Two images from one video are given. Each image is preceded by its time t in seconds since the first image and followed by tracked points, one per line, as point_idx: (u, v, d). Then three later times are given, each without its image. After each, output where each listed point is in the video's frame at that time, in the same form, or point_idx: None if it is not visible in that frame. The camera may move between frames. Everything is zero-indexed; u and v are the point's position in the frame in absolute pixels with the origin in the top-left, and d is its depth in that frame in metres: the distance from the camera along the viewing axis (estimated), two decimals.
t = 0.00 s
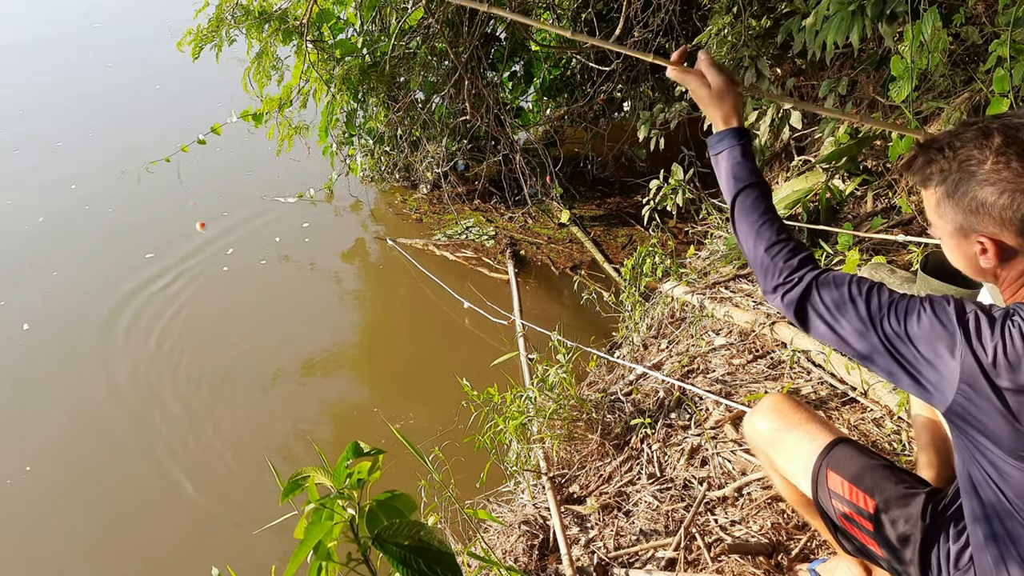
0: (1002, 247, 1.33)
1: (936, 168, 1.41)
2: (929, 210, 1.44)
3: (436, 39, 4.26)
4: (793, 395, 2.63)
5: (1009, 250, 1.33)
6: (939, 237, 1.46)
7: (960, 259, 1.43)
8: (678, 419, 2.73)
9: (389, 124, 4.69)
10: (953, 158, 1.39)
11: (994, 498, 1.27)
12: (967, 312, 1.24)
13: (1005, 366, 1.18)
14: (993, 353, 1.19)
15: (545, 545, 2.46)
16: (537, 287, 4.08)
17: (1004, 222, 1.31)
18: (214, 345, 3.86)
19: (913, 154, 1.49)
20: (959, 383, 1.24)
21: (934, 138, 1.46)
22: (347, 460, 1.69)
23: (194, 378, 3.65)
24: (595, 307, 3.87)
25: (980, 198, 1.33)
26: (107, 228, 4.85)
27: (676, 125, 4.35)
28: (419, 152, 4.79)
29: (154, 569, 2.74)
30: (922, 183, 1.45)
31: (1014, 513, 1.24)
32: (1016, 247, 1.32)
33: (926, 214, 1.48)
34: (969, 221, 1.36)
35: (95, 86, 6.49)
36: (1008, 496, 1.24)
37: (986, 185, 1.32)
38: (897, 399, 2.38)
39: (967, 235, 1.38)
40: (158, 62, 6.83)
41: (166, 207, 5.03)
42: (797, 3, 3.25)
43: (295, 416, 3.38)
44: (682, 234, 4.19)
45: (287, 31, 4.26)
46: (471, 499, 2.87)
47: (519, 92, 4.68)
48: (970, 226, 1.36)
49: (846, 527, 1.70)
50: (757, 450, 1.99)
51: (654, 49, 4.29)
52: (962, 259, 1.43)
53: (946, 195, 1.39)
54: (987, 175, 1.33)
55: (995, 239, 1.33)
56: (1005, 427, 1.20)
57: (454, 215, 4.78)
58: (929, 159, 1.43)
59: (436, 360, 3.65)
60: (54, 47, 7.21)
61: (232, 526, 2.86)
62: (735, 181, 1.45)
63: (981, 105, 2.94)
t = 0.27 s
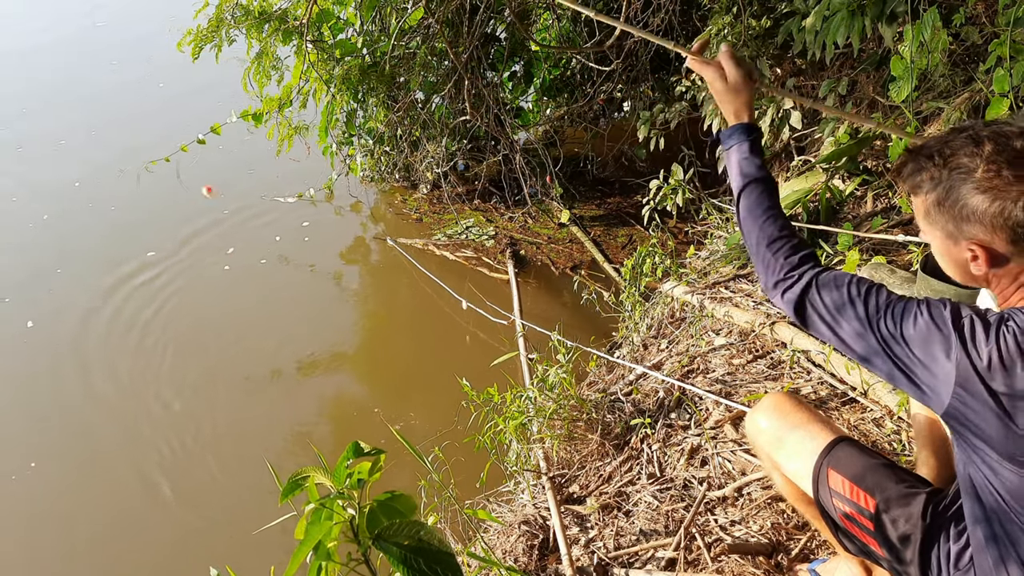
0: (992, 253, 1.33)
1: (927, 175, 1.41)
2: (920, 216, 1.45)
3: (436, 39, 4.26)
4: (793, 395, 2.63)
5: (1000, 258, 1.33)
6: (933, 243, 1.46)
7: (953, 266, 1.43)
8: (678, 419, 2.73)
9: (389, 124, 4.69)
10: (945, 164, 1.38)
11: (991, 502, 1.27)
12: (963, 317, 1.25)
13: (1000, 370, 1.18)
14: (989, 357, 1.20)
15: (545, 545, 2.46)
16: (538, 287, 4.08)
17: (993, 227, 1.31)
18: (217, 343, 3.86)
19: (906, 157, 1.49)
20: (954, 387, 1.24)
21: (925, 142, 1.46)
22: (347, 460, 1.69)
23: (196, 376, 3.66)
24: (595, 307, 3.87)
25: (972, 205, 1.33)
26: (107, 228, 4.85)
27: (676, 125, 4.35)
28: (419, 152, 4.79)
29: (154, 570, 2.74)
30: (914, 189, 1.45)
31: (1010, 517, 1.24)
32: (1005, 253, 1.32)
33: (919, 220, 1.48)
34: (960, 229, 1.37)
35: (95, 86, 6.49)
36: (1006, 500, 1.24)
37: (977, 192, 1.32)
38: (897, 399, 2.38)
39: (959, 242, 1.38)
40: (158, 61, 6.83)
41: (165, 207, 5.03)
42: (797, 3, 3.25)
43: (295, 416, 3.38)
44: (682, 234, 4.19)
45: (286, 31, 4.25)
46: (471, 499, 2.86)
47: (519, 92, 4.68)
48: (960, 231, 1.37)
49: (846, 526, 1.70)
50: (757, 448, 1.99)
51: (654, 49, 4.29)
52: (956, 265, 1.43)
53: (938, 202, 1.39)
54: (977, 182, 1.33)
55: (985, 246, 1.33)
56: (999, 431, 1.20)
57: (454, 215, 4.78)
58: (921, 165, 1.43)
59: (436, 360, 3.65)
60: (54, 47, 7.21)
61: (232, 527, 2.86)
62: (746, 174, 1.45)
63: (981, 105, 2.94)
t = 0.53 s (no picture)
0: (973, 252, 1.34)
1: (910, 174, 1.41)
2: (905, 215, 1.45)
3: (436, 38, 4.26)
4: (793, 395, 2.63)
5: (982, 256, 1.33)
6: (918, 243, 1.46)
7: (940, 265, 1.43)
8: (678, 419, 2.73)
9: (389, 124, 4.69)
10: (926, 164, 1.38)
11: (989, 502, 1.27)
12: (949, 316, 1.25)
13: (987, 367, 1.18)
14: (975, 355, 1.20)
15: (545, 545, 2.46)
16: (538, 287, 4.08)
17: (976, 227, 1.31)
18: (218, 343, 3.87)
19: (891, 157, 1.49)
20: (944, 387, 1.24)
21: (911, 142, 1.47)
22: (348, 460, 1.69)
23: (197, 375, 3.66)
24: (595, 307, 3.87)
25: (953, 204, 1.33)
26: (106, 228, 4.84)
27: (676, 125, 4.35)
28: (419, 152, 4.79)
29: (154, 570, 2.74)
30: (899, 185, 1.45)
31: (1009, 514, 1.24)
32: (988, 252, 1.32)
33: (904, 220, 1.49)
34: (941, 228, 1.37)
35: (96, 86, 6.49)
36: (1002, 499, 1.24)
37: (957, 191, 1.32)
38: (896, 399, 2.38)
39: (941, 241, 1.38)
40: (158, 61, 6.83)
41: (165, 207, 5.03)
42: (798, 3, 3.25)
43: (294, 417, 3.38)
44: (682, 234, 4.19)
45: (287, 30, 4.26)
46: (471, 499, 2.86)
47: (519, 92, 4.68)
48: (942, 232, 1.37)
49: (846, 527, 1.70)
50: (758, 448, 1.99)
51: (654, 49, 4.29)
52: (941, 263, 1.43)
53: (919, 202, 1.39)
54: (957, 181, 1.33)
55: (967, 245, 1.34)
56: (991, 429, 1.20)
57: (454, 215, 4.78)
58: (905, 165, 1.43)
59: (436, 360, 3.65)
60: (55, 47, 7.21)
61: (231, 527, 2.87)
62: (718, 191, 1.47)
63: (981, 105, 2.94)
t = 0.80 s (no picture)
0: (958, 245, 1.33)
1: (894, 168, 1.41)
2: (890, 209, 1.45)
3: (436, 38, 4.26)
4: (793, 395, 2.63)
5: (966, 249, 1.33)
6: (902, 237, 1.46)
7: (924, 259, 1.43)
8: (678, 419, 2.73)
9: (389, 124, 4.69)
10: (910, 158, 1.38)
11: (983, 499, 1.27)
12: (943, 309, 1.25)
13: (979, 360, 1.19)
14: (968, 349, 1.20)
15: (545, 545, 2.46)
16: (538, 287, 4.08)
17: (961, 221, 1.31)
18: (220, 342, 3.87)
19: (876, 154, 1.50)
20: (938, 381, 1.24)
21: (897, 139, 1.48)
22: (348, 460, 1.69)
23: (196, 374, 3.66)
24: (595, 307, 3.87)
25: (936, 198, 1.33)
26: (107, 228, 4.85)
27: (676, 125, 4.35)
28: (419, 152, 4.79)
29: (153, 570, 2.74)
30: (882, 180, 1.45)
31: (1002, 510, 1.24)
32: (973, 246, 1.32)
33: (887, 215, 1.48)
34: (926, 222, 1.37)
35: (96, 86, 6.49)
36: (995, 495, 1.24)
37: (940, 184, 1.33)
38: (896, 399, 2.38)
39: (925, 235, 1.38)
40: (159, 61, 6.82)
41: (165, 207, 5.03)
42: (798, 3, 3.25)
43: (293, 416, 3.38)
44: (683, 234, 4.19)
45: (287, 31, 4.26)
46: (471, 499, 2.87)
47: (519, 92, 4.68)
48: (927, 226, 1.37)
49: (845, 521, 1.70)
50: (759, 443, 1.98)
51: (654, 49, 4.29)
52: (926, 258, 1.42)
53: (904, 196, 1.39)
54: (941, 175, 1.33)
55: (952, 238, 1.33)
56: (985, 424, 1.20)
57: (454, 215, 4.78)
58: (889, 159, 1.43)
59: (437, 359, 3.65)
60: (55, 47, 7.21)
61: (229, 526, 2.87)
62: (685, 188, 1.45)
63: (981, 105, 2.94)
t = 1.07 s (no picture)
0: (955, 241, 1.33)
1: (891, 164, 1.41)
2: (886, 204, 1.44)
3: (436, 39, 4.26)
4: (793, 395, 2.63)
5: (962, 245, 1.33)
6: (899, 232, 1.46)
7: (920, 253, 1.43)
8: (678, 419, 2.73)
9: (389, 124, 4.69)
10: (906, 154, 1.38)
11: (981, 497, 1.27)
12: (945, 303, 1.25)
13: (982, 355, 1.19)
14: (971, 343, 1.20)
15: (545, 545, 2.46)
16: (538, 287, 4.08)
17: (956, 218, 1.31)
18: (220, 341, 3.87)
19: (873, 149, 1.50)
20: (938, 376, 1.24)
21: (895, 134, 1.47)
22: (349, 460, 1.69)
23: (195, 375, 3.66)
24: (595, 307, 3.87)
25: (932, 193, 1.33)
26: (106, 228, 4.85)
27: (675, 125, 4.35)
28: (419, 152, 4.79)
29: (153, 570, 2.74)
30: (880, 176, 1.45)
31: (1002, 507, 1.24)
32: (969, 242, 1.33)
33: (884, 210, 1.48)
34: (922, 217, 1.36)
35: (97, 86, 6.49)
36: (994, 492, 1.24)
37: (936, 180, 1.33)
38: (896, 399, 2.38)
39: (921, 230, 1.38)
40: (159, 62, 6.82)
41: (165, 207, 5.03)
42: (798, 3, 3.25)
43: (293, 416, 3.38)
44: (682, 234, 4.19)
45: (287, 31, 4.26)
46: (471, 499, 2.87)
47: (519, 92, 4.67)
48: (923, 222, 1.37)
49: (845, 520, 1.70)
50: (759, 442, 1.98)
51: (654, 49, 4.29)
52: (923, 253, 1.43)
53: (900, 191, 1.39)
54: (937, 171, 1.33)
55: (948, 234, 1.33)
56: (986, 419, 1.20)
57: (454, 215, 4.78)
58: (886, 155, 1.43)
59: (437, 359, 3.65)
60: (55, 48, 7.21)
61: (229, 526, 2.87)
62: (681, 180, 1.44)
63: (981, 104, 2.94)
